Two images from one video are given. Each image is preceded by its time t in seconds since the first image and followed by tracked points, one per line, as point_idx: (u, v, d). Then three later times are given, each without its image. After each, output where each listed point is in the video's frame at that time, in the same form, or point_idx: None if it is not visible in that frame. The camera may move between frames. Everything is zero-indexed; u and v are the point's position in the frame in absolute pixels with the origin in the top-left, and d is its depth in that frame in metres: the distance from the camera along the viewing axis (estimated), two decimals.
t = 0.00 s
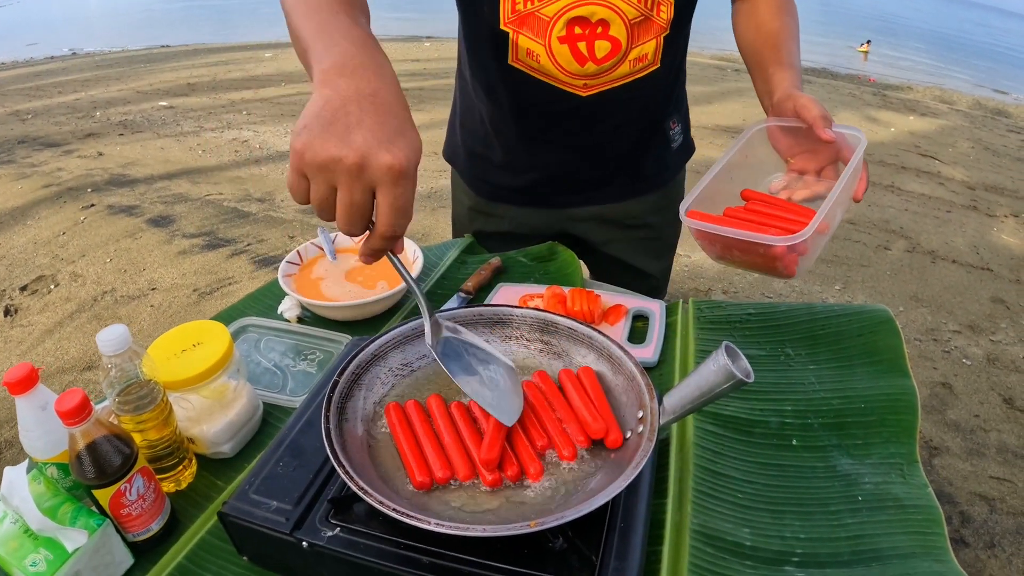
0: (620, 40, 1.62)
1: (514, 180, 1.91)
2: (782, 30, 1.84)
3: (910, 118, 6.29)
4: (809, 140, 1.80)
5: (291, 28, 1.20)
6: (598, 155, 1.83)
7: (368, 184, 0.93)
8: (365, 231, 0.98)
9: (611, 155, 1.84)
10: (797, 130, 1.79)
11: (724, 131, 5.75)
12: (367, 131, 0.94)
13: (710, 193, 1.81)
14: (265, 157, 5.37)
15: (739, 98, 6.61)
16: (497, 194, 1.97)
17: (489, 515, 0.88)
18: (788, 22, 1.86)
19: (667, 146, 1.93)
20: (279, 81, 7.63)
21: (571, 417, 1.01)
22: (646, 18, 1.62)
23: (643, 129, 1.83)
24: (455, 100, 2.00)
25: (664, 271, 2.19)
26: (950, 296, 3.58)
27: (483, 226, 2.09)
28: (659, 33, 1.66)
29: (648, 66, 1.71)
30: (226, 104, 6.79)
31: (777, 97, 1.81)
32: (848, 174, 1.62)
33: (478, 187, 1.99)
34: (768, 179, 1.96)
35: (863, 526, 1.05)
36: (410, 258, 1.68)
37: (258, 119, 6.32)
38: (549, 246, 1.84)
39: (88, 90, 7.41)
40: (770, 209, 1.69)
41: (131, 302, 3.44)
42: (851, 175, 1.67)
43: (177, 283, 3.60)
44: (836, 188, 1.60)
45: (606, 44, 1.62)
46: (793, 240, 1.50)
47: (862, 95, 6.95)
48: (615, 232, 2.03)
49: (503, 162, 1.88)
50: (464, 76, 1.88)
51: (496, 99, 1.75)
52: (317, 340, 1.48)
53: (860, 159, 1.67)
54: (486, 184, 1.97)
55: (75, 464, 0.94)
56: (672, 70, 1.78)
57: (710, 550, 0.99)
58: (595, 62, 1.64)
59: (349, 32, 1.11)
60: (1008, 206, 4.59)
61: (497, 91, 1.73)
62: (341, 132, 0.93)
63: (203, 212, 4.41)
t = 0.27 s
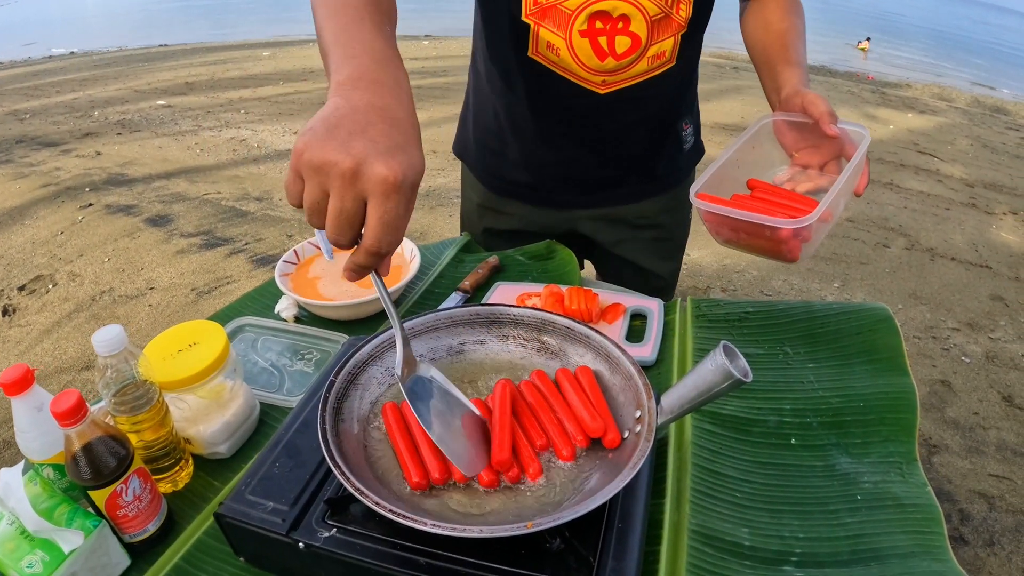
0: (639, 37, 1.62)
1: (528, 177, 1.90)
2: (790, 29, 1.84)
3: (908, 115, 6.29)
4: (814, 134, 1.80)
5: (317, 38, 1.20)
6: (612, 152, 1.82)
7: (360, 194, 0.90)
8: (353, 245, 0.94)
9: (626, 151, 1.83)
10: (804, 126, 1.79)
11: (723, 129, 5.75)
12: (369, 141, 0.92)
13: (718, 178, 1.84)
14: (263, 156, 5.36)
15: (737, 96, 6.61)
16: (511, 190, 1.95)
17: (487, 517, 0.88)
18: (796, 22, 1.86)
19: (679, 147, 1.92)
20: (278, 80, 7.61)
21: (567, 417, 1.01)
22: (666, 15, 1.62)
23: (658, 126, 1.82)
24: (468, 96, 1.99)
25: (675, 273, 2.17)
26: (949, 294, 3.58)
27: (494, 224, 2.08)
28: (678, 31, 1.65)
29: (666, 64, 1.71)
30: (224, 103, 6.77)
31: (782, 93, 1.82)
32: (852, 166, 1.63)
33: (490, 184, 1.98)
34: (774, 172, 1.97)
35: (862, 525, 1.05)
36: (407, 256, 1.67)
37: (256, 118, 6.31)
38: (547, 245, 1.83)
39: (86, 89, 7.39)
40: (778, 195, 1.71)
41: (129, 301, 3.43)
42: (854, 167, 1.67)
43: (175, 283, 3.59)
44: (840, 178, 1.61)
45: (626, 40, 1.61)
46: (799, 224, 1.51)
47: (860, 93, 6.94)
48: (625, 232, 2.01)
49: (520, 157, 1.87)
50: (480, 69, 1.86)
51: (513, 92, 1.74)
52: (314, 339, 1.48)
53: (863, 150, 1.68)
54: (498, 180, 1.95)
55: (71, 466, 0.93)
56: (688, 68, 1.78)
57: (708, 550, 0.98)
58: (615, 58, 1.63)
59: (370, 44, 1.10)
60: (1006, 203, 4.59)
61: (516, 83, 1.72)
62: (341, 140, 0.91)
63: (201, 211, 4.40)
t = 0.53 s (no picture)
0: (661, 38, 1.62)
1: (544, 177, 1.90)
2: (803, 35, 1.84)
3: (907, 113, 6.29)
4: (822, 139, 1.81)
5: (360, 34, 1.20)
6: (627, 151, 1.82)
7: (435, 188, 0.92)
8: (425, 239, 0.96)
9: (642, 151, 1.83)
10: (811, 130, 1.81)
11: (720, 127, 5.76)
12: (438, 136, 0.94)
13: (727, 180, 1.84)
14: (262, 155, 5.36)
15: (736, 94, 6.61)
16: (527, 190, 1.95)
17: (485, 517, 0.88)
18: (811, 27, 1.86)
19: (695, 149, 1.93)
20: (276, 78, 7.61)
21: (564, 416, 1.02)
22: (687, 17, 1.62)
23: (675, 127, 1.82)
24: (485, 91, 1.99)
25: (683, 274, 2.18)
26: (947, 292, 3.58)
27: (509, 222, 2.08)
28: (698, 33, 1.65)
29: (686, 66, 1.71)
30: (222, 102, 6.77)
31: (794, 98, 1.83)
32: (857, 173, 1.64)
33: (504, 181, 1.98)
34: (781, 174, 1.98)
35: (859, 524, 1.06)
36: (405, 256, 1.67)
37: (254, 117, 6.31)
38: (545, 245, 1.83)
39: (85, 89, 7.39)
40: (784, 198, 1.73)
41: (129, 301, 3.44)
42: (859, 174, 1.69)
43: (173, 282, 3.59)
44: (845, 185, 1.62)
45: (647, 41, 1.61)
46: (805, 229, 1.53)
47: (859, 90, 6.95)
48: (638, 232, 2.02)
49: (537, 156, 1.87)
50: (500, 66, 1.86)
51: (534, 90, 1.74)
52: (312, 340, 1.48)
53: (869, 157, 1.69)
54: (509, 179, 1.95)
55: (71, 467, 0.94)
56: (708, 71, 1.78)
57: (705, 550, 0.99)
58: (636, 59, 1.63)
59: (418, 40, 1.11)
60: (1005, 201, 4.59)
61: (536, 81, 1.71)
62: (412, 136, 0.93)
63: (200, 210, 4.40)
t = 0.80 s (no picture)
0: (679, 40, 1.61)
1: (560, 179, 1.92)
2: (819, 40, 1.85)
3: (905, 111, 6.29)
4: (829, 141, 1.81)
5: (392, 33, 1.20)
6: (639, 152, 1.83)
7: (463, 195, 0.92)
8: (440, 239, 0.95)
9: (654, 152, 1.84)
10: (818, 133, 1.82)
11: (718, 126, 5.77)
12: (472, 146, 0.94)
13: (734, 175, 1.85)
14: (261, 154, 5.36)
15: (734, 92, 6.61)
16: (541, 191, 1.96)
17: (483, 520, 0.89)
18: (826, 31, 1.86)
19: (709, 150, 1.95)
20: (274, 77, 7.61)
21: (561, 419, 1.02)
22: (706, 20, 1.61)
23: (688, 127, 1.83)
24: (501, 87, 1.99)
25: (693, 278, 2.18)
26: (946, 290, 3.59)
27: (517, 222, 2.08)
28: (716, 36, 1.64)
29: (702, 68, 1.70)
30: (220, 102, 6.77)
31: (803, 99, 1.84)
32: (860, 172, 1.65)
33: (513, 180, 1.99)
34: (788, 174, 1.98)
35: (855, 525, 1.06)
36: (404, 257, 1.68)
37: (253, 117, 6.31)
38: (544, 245, 1.84)
39: (82, 89, 7.38)
40: (787, 194, 1.73)
41: (128, 301, 3.44)
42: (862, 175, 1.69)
43: (172, 283, 3.59)
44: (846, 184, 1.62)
45: (665, 43, 1.60)
46: (805, 223, 1.54)
47: (857, 88, 6.95)
48: (652, 234, 2.03)
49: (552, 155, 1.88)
50: (517, 64, 1.85)
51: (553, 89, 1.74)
52: (311, 342, 1.49)
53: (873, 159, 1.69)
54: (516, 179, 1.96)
55: (72, 471, 0.94)
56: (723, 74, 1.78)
57: (703, 551, 0.99)
58: (654, 60, 1.62)
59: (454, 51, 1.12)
60: (1003, 198, 4.60)
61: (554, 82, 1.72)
62: (448, 141, 0.92)
63: (199, 210, 4.40)
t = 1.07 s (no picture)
0: (691, 37, 1.64)
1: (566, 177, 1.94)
2: (829, 39, 1.89)
3: (904, 109, 6.30)
4: (830, 134, 1.81)
5: (432, 21, 1.22)
6: (647, 149, 1.84)
7: (531, 156, 0.93)
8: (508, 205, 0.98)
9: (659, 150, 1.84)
10: (820, 126, 1.83)
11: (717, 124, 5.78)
12: (533, 109, 0.96)
13: (734, 161, 1.83)
14: (260, 153, 5.36)
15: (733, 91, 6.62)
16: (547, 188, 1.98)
17: (486, 515, 0.89)
18: (836, 34, 1.91)
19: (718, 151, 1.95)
20: (273, 76, 7.60)
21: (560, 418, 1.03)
22: (718, 19, 1.64)
23: (696, 128, 1.84)
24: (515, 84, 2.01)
25: (701, 278, 2.17)
26: (944, 288, 3.60)
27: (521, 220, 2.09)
28: (728, 36, 1.67)
29: (714, 68, 1.72)
30: (219, 101, 6.77)
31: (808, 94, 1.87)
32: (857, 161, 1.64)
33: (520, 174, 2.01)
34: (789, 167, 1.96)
35: (854, 520, 1.07)
36: (405, 255, 1.68)
37: (252, 116, 6.31)
38: (544, 244, 1.85)
39: (81, 88, 7.37)
40: (787, 180, 1.72)
41: (128, 300, 3.45)
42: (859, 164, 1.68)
43: (172, 282, 3.60)
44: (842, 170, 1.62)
45: (677, 39, 1.64)
46: (802, 204, 1.53)
47: (856, 86, 6.96)
48: (660, 235, 2.03)
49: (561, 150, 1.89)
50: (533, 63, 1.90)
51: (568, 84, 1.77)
52: (313, 340, 1.50)
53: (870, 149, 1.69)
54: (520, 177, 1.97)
55: (77, 469, 0.95)
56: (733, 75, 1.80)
57: (704, 546, 1.00)
58: (665, 56, 1.65)
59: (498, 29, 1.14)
60: (1002, 196, 4.61)
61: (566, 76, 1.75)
62: (510, 107, 0.95)
63: (198, 209, 4.40)
